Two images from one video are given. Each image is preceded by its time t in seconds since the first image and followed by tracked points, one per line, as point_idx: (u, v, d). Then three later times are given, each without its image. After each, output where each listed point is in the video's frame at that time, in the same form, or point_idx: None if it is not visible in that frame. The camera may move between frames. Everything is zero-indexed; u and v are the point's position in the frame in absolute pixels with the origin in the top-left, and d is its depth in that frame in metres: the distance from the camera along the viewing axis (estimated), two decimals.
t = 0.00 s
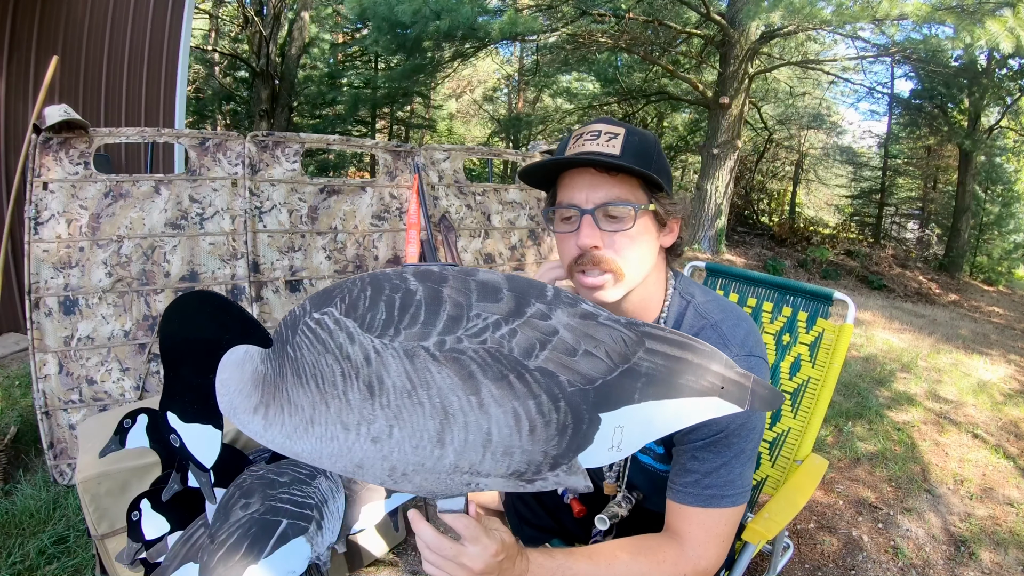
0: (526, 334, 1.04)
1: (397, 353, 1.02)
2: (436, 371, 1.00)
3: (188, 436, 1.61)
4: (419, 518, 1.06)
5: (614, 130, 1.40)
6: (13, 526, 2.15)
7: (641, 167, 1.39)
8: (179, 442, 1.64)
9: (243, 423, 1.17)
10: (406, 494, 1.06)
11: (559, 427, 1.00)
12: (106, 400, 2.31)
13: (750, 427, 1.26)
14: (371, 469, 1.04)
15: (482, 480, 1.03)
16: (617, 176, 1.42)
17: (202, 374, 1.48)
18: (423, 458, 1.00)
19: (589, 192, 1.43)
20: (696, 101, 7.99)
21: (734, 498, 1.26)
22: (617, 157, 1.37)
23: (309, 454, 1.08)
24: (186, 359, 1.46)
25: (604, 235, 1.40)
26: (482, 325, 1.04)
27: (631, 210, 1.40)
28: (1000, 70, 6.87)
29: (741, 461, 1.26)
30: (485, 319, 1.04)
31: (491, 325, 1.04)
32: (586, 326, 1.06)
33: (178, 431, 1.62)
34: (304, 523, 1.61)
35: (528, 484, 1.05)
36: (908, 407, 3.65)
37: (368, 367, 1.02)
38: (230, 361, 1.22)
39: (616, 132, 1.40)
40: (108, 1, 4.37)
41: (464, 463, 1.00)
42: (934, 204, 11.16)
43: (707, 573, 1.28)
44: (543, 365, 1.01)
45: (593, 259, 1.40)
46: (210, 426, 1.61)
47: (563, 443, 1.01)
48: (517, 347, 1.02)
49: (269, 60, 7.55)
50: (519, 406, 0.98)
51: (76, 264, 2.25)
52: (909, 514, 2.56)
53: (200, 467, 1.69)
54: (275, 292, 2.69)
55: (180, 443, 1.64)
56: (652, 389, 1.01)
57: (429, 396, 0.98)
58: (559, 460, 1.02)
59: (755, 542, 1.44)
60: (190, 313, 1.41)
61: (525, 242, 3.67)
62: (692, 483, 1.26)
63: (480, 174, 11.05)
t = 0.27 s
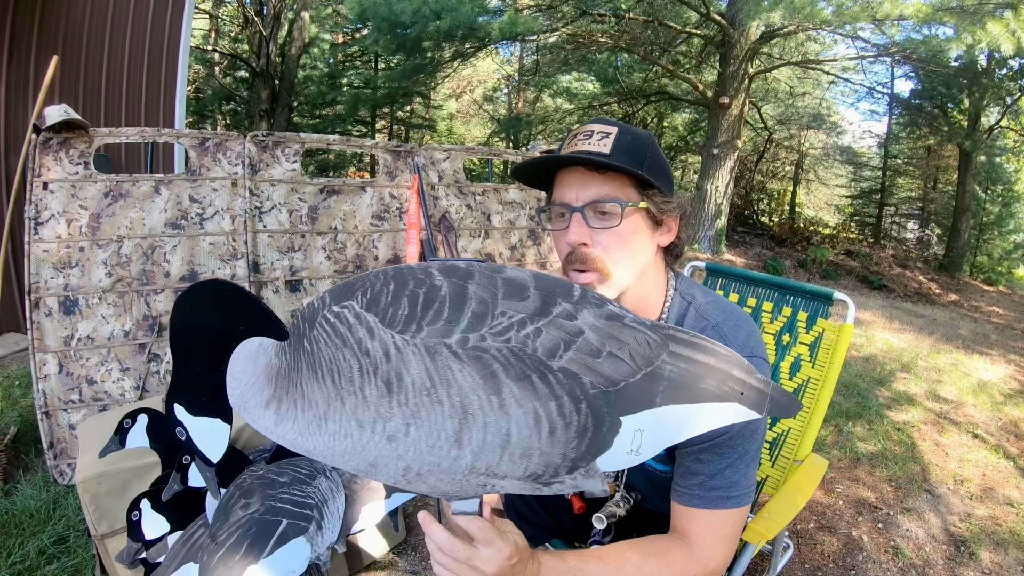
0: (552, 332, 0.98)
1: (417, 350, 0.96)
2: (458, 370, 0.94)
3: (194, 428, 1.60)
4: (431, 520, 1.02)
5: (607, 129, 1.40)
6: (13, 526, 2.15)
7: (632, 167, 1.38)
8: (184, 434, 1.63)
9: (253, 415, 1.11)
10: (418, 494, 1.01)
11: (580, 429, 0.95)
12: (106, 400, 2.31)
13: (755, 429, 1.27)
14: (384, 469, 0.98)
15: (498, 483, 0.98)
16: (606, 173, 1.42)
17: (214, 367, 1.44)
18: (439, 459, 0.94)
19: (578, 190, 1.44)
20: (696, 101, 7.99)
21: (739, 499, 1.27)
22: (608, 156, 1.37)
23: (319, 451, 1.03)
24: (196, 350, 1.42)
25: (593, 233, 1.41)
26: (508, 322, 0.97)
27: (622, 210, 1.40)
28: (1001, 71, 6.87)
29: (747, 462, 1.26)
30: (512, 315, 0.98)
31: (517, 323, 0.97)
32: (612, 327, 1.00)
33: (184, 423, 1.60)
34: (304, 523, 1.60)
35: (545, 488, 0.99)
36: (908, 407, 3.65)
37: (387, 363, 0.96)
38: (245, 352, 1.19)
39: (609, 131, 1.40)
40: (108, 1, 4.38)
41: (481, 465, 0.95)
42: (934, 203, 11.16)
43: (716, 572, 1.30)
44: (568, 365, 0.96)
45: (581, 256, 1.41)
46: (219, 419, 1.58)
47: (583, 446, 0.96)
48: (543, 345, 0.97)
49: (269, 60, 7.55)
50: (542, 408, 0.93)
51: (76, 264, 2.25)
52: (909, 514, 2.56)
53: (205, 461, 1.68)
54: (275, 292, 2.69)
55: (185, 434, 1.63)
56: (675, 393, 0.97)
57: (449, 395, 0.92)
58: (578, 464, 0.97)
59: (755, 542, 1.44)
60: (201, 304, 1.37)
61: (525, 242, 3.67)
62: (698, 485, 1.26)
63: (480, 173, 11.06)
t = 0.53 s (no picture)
0: (552, 329, 0.97)
1: (417, 347, 0.96)
2: (457, 369, 0.93)
3: (196, 429, 1.59)
4: (431, 521, 1.03)
5: (607, 129, 1.40)
6: (13, 526, 2.15)
7: (631, 166, 1.38)
8: (186, 436, 1.62)
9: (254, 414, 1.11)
10: (418, 493, 1.02)
11: (577, 427, 0.95)
12: (106, 400, 2.31)
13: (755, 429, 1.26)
14: (385, 468, 0.99)
15: (497, 482, 0.98)
16: (604, 172, 1.42)
17: (217, 368, 1.48)
18: (438, 457, 0.95)
19: (578, 187, 1.45)
20: (696, 101, 8.00)
21: (739, 498, 1.27)
22: (607, 154, 1.37)
23: (319, 449, 1.03)
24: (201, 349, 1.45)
25: (592, 230, 1.41)
26: (507, 319, 0.97)
27: (620, 207, 1.40)
28: (1001, 70, 6.86)
29: (747, 462, 1.26)
30: (513, 312, 0.98)
31: (516, 320, 0.97)
32: (608, 325, 0.99)
33: (186, 425, 1.59)
34: (304, 523, 1.61)
35: (544, 486, 1.00)
36: (908, 407, 3.65)
37: (388, 361, 0.95)
38: (248, 352, 1.16)
39: (608, 131, 1.40)
40: (109, 1, 4.38)
41: (480, 463, 0.95)
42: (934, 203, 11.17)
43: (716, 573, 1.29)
44: (567, 363, 0.95)
45: (580, 253, 1.42)
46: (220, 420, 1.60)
47: (581, 444, 0.96)
48: (542, 343, 0.96)
49: (269, 60, 7.54)
50: (540, 406, 0.93)
51: (76, 264, 2.25)
52: (909, 514, 2.57)
53: (206, 462, 1.68)
54: (275, 292, 2.69)
55: (187, 436, 1.62)
56: (671, 390, 0.96)
57: (448, 394, 0.92)
58: (576, 462, 0.97)
59: (755, 542, 1.44)
60: (207, 302, 1.41)
61: (525, 242, 3.66)
62: (699, 484, 1.26)
63: (480, 173, 11.07)
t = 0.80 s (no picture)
0: (350, 309, 1.17)
1: (269, 366, 1.08)
2: (304, 367, 1.06)
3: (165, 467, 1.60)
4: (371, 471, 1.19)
5: (667, 135, 1.36)
6: (13, 526, 2.14)
7: (674, 181, 1.33)
8: None
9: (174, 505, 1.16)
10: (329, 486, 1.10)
11: (403, 367, 1.11)
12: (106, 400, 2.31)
13: (732, 437, 1.24)
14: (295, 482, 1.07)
15: (376, 440, 1.11)
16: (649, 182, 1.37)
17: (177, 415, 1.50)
18: (327, 445, 1.05)
19: (619, 191, 1.41)
20: (696, 101, 8.00)
21: (699, 501, 1.23)
22: (653, 164, 1.34)
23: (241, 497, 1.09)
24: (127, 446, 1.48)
25: (621, 237, 1.38)
26: (319, 317, 1.15)
27: (656, 221, 1.35)
28: (1000, 70, 6.87)
29: (715, 468, 1.24)
30: (318, 312, 1.16)
31: (324, 315, 1.16)
32: (377, 292, 1.22)
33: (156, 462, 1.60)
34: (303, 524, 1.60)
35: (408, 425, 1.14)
36: (908, 407, 3.65)
37: (254, 391, 1.05)
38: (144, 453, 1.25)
39: (667, 138, 1.36)
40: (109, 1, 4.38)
41: (358, 431, 1.07)
42: (934, 203, 11.17)
43: (648, 567, 1.25)
44: (370, 328, 1.14)
45: (604, 256, 1.41)
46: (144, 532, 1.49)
47: (411, 377, 1.12)
48: (350, 319, 1.15)
49: (269, 60, 7.55)
50: (369, 363, 1.09)
51: (76, 264, 2.25)
52: (909, 514, 2.57)
53: None
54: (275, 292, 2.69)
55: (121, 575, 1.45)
56: (439, 311, 1.21)
57: (306, 389, 1.04)
58: (417, 393, 1.12)
59: (751, 541, 1.42)
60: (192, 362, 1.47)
61: (525, 242, 3.66)
62: (661, 475, 1.25)
63: (480, 174, 11.07)
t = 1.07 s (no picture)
0: (339, 314, 1.37)
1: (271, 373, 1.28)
2: (304, 370, 1.28)
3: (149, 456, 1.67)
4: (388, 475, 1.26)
5: (659, 139, 1.36)
6: (13, 526, 2.14)
7: (666, 187, 1.33)
8: None
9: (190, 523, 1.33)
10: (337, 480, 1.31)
11: (398, 359, 1.34)
12: (106, 400, 2.31)
13: (733, 439, 1.24)
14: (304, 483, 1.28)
15: (376, 432, 1.31)
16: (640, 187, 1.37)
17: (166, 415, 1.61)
18: (331, 442, 1.27)
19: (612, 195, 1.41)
20: (696, 101, 8.00)
21: (697, 503, 1.23)
22: (644, 168, 1.34)
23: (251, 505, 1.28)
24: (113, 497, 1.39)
25: (612, 242, 1.39)
26: (315, 318, 1.35)
27: (648, 228, 1.35)
28: (1000, 70, 6.87)
29: (716, 470, 1.24)
30: (313, 313, 1.36)
31: (319, 316, 1.36)
32: (371, 286, 1.44)
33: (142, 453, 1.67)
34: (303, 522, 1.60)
35: (406, 414, 1.35)
36: (908, 407, 3.65)
37: (258, 400, 1.25)
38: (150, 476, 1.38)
39: (660, 143, 1.35)
40: (109, 1, 4.38)
41: (358, 425, 1.29)
42: (934, 203, 11.18)
43: (644, 568, 1.25)
44: (366, 323, 1.37)
45: (597, 261, 1.42)
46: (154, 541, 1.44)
47: (406, 368, 1.35)
48: (340, 322, 1.36)
49: (269, 60, 7.55)
50: (365, 358, 1.31)
51: (76, 264, 2.25)
52: (909, 514, 2.57)
53: None
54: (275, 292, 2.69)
55: None
56: (432, 298, 1.47)
57: (308, 392, 1.26)
58: (413, 382, 1.35)
59: (752, 541, 1.42)
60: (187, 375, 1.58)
61: (525, 242, 3.67)
62: (660, 476, 1.25)
63: (481, 174, 11.06)
